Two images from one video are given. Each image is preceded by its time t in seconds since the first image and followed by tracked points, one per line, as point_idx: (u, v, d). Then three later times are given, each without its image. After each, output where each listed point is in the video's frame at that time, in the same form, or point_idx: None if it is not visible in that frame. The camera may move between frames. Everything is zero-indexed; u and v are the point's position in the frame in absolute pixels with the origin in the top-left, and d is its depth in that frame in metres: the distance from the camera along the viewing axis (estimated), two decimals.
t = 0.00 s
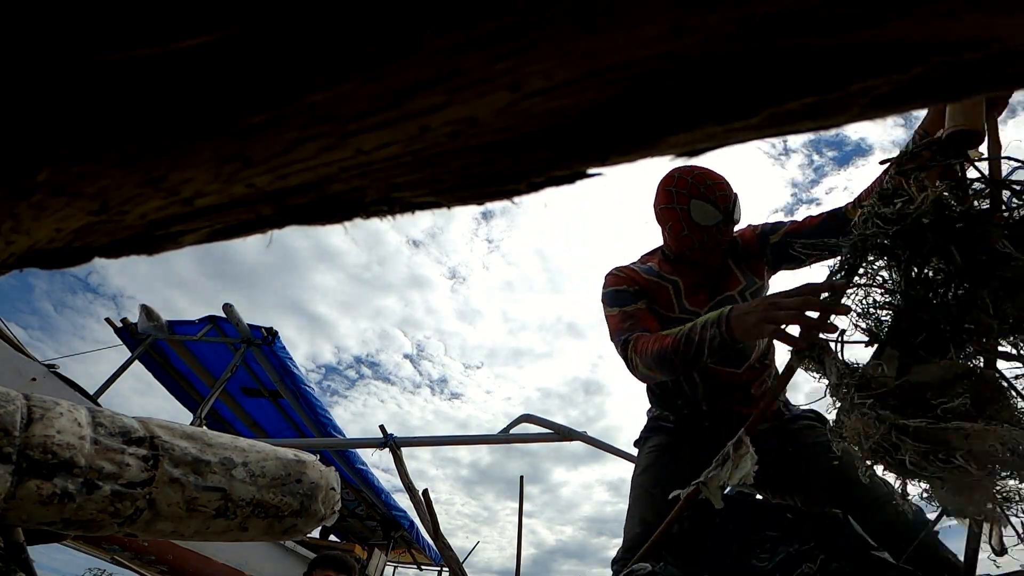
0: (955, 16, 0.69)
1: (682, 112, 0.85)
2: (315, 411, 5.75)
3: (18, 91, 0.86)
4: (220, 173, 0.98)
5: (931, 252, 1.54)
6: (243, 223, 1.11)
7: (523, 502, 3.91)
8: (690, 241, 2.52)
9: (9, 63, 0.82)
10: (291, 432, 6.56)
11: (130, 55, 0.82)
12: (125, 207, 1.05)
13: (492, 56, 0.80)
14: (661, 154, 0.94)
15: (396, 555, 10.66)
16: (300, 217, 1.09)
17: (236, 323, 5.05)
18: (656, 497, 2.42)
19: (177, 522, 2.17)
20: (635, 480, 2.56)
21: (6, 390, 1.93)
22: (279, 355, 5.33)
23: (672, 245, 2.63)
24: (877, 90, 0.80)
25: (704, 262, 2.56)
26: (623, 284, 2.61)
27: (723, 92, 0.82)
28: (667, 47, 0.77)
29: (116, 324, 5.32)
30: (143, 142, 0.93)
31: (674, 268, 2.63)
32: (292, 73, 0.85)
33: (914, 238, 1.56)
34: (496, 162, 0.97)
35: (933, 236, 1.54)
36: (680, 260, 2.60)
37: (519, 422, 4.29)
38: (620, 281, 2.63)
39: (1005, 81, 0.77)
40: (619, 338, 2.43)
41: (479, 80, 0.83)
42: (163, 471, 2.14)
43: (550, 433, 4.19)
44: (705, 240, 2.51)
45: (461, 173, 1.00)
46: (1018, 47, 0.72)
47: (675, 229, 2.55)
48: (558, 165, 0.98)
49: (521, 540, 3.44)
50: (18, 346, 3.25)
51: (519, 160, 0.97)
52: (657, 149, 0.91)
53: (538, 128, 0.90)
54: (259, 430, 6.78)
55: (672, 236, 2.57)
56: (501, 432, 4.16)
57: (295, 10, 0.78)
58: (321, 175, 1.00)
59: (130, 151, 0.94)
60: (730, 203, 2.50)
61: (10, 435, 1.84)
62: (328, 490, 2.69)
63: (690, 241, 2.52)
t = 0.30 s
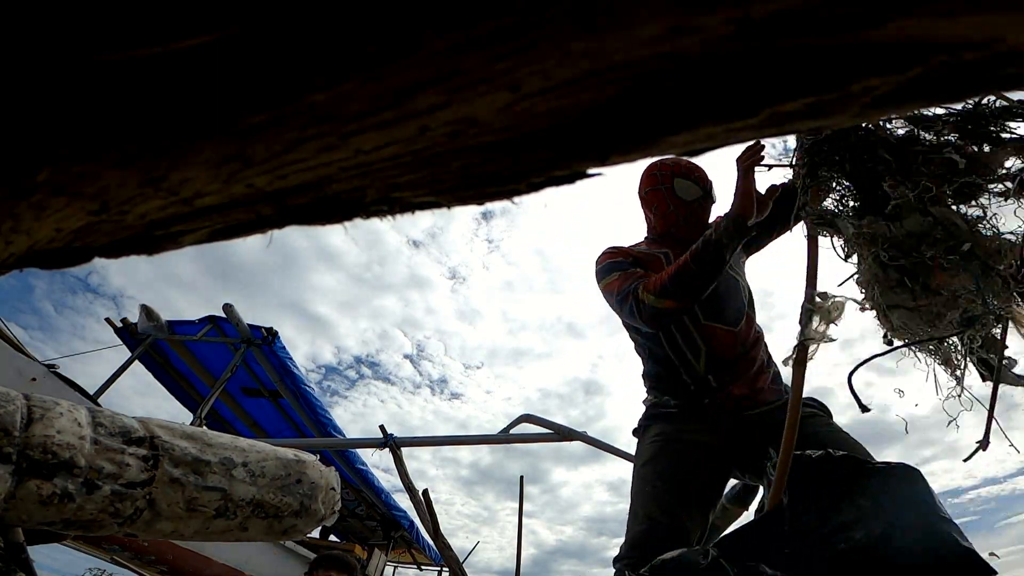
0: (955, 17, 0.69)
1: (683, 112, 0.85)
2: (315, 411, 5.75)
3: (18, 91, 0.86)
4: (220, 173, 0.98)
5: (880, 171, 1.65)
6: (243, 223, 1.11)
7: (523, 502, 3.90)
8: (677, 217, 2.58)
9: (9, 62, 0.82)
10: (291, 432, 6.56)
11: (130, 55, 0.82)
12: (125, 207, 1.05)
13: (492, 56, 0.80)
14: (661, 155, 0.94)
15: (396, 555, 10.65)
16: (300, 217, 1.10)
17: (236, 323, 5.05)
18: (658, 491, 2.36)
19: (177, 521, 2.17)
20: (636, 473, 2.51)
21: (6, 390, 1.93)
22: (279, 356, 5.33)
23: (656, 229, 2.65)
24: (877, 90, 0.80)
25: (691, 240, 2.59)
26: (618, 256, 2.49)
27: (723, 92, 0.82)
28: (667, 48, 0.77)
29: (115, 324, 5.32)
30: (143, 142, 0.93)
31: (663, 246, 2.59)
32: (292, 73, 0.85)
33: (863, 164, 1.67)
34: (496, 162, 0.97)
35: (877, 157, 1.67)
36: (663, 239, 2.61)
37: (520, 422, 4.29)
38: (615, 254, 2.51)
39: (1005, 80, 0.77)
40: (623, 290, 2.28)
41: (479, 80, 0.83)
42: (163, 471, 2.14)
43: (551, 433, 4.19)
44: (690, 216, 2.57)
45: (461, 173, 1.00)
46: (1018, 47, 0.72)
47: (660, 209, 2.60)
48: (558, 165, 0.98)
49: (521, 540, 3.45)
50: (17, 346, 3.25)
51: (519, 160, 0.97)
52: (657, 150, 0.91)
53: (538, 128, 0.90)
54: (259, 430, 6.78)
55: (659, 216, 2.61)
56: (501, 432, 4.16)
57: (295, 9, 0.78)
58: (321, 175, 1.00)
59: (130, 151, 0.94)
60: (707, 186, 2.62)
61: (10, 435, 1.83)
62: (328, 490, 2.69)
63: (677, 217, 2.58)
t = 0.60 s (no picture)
0: (956, 17, 0.69)
1: (683, 112, 0.85)
2: (315, 411, 5.75)
3: (18, 91, 0.86)
4: (220, 173, 0.98)
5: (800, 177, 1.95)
6: (243, 223, 1.11)
7: (524, 503, 3.90)
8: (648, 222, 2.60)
9: (9, 62, 0.82)
10: (291, 432, 6.57)
11: (130, 55, 0.82)
12: (125, 207, 1.05)
13: (492, 56, 0.80)
14: (661, 155, 0.94)
15: (396, 555, 10.65)
16: (300, 217, 1.10)
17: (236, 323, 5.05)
18: (648, 486, 2.36)
19: (177, 522, 2.17)
20: (625, 464, 2.53)
21: (7, 390, 1.93)
22: (279, 355, 5.33)
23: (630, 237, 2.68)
24: (878, 90, 0.80)
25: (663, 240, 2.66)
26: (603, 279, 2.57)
27: (723, 92, 0.82)
28: (667, 47, 0.77)
29: (115, 324, 5.32)
30: (143, 142, 0.93)
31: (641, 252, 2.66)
32: (293, 73, 0.85)
33: (784, 172, 1.97)
34: (496, 163, 0.97)
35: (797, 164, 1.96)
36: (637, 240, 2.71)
37: (519, 423, 4.28)
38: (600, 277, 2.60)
39: (1005, 80, 0.77)
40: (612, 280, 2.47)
41: (480, 80, 0.83)
42: (163, 471, 2.14)
43: (551, 433, 4.19)
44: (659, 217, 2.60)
45: (460, 173, 1.00)
46: (1019, 47, 0.72)
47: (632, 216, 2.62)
48: (558, 165, 0.98)
49: (521, 540, 3.45)
50: (17, 346, 3.25)
51: (519, 160, 0.97)
52: (657, 150, 0.91)
53: (538, 128, 0.90)
54: (259, 430, 6.78)
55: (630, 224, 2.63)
56: (502, 432, 4.16)
57: (295, 10, 0.78)
58: (321, 175, 1.00)
59: (130, 151, 0.94)
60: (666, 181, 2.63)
61: (10, 435, 1.84)
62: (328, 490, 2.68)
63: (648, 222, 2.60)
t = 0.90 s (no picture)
0: (956, 17, 0.69)
1: (684, 111, 0.85)
2: (315, 411, 5.75)
3: (17, 91, 0.86)
4: (220, 173, 0.98)
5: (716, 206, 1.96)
6: (243, 223, 1.11)
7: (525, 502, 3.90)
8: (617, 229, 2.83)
9: (8, 62, 0.82)
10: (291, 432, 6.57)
11: (130, 55, 0.82)
12: (125, 207, 1.05)
13: (492, 56, 0.80)
14: (661, 154, 0.94)
15: (396, 555, 10.65)
16: (300, 217, 1.10)
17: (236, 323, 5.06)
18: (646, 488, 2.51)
19: (177, 522, 2.17)
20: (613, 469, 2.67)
21: (7, 390, 1.93)
22: (279, 355, 5.33)
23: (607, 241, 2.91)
24: (878, 89, 0.80)
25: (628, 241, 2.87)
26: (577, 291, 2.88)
27: (724, 91, 0.82)
28: (667, 47, 0.77)
29: (115, 324, 5.32)
30: (143, 142, 0.93)
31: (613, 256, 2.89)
32: (292, 73, 0.85)
33: (706, 190, 1.95)
34: (496, 163, 0.97)
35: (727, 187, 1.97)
36: (613, 250, 2.95)
37: (520, 423, 4.28)
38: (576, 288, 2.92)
39: (1004, 80, 0.77)
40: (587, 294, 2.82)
41: (480, 80, 0.83)
42: (163, 471, 2.14)
43: (551, 433, 4.19)
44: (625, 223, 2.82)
45: (460, 173, 1.00)
46: (1019, 47, 0.72)
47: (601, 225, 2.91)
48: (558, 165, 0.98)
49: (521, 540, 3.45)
50: (17, 346, 3.25)
51: (520, 160, 0.97)
52: (657, 149, 0.91)
53: (538, 127, 0.90)
54: (259, 430, 6.78)
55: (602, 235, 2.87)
56: (502, 432, 4.16)
57: (294, 10, 0.78)
58: (321, 175, 1.00)
59: (130, 151, 0.94)
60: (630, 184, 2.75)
61: (10, 435, 1.84)
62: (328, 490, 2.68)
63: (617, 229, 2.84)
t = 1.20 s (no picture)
0: (956, 17, 0.68)
1: (684, 111, 0.85)
2: (315, 412, 5.75)
3: (17, 91, 0.86)
4: (220, 172, 0.98)
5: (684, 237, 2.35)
6: (243, 223, 1.11)
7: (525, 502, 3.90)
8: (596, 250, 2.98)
9: (8, 63, 0.82)
10: (291, 432, 6.57)
11: (129, 55, 0.82)
12: (125, 207, 1.05)
13: (492, 56, 0.80)
14: (661, 154, 0.94)
15: (396, 555, 10.65)
16: (300, 217, 1.10)
17: (236, 323, 5.06)
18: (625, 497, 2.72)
19: (177, 522, 2.17)
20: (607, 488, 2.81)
21: (7, 390, 1.93)
22: (278, 356, 5.32)
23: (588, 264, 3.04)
24: (878, 90, 0.80)
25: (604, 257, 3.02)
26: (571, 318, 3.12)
27: (724, 91, 0.82)
28: (667, 46, 0.77)
29: (115, 324, 5.32)
30: (142, 142, 0.93)
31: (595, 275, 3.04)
32: (292, 73, 0.84)
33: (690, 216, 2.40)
34: (496, 163, 0.97)
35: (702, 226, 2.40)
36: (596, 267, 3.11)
37: (519, 423, 4.28)
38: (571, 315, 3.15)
39: (1004, 79, 0.77)
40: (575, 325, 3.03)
41: (480, 80, 0.83)
42: (163, 471, 2.14)
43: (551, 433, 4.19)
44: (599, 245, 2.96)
45: (460, 173, 1.00)
46: (1019, 47, 0.72)
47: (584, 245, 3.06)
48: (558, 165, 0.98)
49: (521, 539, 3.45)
50: (17, 346, 3.26)
51: (519, 160, 0.97)
52: (657, 149, 0.91)
53: (537, 127, 0.90)
54: (259, 430, 6.78)
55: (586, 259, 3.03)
56: (502, 432, 4.17)
57: (294, 11, 0.78)
58: (321, 175, 1.00)
59: (130, 151, 0.94)
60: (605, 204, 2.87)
61: (10, 435, 1.84)
62: (328, 490, 2.67)
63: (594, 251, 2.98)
